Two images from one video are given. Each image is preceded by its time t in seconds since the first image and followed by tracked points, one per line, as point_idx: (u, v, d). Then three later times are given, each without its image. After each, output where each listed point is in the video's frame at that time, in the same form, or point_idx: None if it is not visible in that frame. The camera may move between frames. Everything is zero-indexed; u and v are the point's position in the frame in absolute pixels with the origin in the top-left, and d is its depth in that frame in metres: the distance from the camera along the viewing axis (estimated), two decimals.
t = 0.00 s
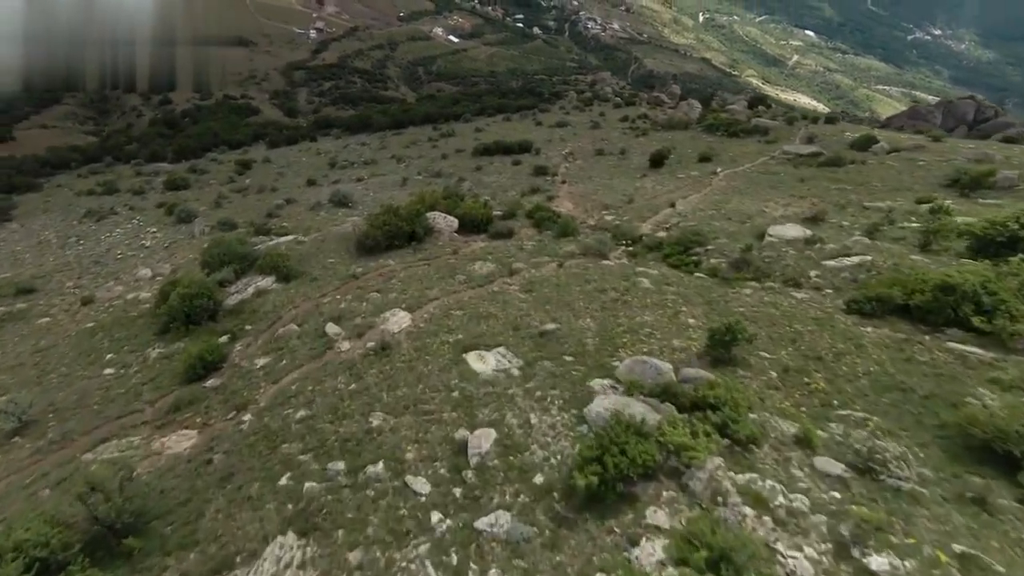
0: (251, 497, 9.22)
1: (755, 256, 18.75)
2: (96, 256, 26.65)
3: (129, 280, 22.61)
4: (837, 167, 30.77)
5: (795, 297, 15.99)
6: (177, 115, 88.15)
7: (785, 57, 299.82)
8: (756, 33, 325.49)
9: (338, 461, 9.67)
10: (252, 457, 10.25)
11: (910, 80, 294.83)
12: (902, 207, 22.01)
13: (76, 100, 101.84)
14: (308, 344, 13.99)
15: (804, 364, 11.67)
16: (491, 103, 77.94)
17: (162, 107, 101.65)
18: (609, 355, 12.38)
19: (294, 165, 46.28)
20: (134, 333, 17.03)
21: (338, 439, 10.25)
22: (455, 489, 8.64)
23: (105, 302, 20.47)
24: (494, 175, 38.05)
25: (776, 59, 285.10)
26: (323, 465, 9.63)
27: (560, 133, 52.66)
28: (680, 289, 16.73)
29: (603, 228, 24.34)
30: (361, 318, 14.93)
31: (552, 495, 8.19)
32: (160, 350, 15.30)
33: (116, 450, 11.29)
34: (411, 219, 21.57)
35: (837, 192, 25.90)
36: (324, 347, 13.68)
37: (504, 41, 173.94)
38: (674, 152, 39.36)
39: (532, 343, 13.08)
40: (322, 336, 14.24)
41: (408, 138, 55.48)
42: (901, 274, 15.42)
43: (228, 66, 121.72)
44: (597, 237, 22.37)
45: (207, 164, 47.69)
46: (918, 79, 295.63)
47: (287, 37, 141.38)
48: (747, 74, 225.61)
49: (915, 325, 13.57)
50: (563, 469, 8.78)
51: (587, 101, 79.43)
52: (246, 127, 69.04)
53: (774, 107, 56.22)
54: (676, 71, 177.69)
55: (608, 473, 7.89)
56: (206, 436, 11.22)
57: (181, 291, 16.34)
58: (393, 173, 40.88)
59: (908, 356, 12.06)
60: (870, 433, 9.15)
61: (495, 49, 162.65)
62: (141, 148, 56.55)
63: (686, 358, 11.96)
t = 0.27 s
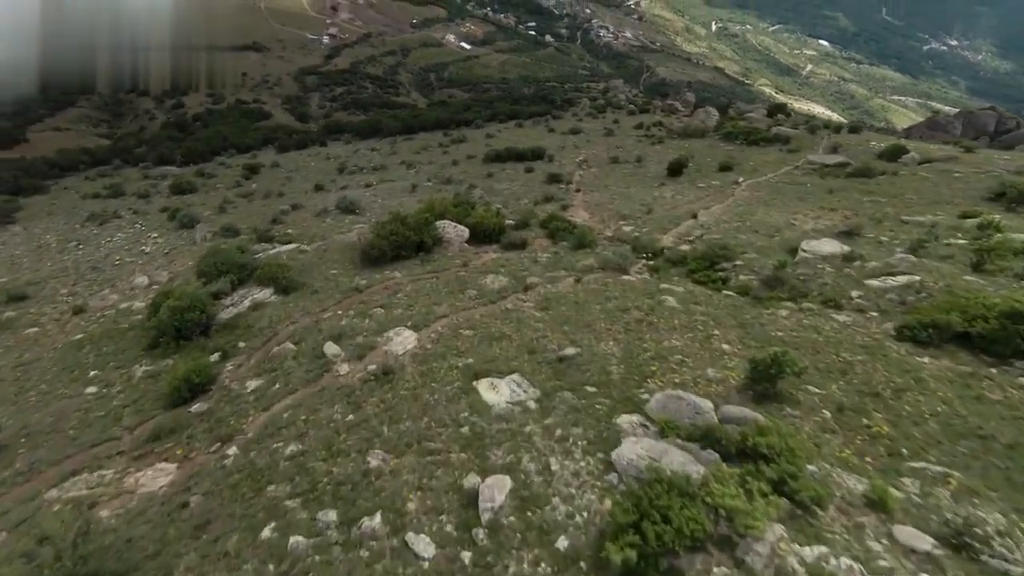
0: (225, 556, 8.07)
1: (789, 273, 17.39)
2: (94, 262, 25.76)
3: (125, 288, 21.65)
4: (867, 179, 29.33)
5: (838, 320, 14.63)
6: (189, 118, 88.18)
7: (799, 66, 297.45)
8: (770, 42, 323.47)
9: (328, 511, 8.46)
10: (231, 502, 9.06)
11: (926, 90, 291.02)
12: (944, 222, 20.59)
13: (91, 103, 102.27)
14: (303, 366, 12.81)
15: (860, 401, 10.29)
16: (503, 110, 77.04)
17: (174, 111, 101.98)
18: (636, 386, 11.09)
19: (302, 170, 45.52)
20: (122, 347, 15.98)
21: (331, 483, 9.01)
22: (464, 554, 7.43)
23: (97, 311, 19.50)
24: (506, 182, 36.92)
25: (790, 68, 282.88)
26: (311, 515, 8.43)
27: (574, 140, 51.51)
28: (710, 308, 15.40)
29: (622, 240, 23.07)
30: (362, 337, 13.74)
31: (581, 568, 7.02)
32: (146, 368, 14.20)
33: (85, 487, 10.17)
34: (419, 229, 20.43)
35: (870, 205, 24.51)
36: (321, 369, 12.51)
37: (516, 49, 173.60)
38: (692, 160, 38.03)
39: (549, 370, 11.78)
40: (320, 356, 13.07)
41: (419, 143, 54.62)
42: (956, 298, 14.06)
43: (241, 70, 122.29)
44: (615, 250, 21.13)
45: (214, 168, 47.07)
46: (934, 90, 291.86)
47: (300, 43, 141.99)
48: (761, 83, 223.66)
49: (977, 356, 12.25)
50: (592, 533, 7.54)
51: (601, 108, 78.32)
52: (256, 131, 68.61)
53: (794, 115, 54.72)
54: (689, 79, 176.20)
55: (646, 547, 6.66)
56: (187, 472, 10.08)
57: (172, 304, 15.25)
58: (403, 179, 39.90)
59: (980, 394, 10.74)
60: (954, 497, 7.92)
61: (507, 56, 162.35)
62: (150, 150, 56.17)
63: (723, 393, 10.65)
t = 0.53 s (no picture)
0: None
1: (828, 293, 15.99)
2: (91, 270, 24.85)
3: (118, 299, 20.67)
4: (900, 191, 27.84)
5: (889, 348, 13.24)
6: (201, 124, 88.25)
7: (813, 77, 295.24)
8: (783, 52, 321.74)
9: None
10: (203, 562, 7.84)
11: (943, 101, 287.38)
12: (993, 240, 19.18)
13: (105, 109, 102.97)
14: (295, 393, 11.57)
15: (934, 453, 8.90)
16: (515, 118, 76.20)
17: (187, 117, 102.34)
18: (669, 426, 9.74)
19: (311, 176, 44.75)
20: (107, 365, 14.88)
21: (318, 541, 7.76)
22: None
23: (86, 324, 18.50)
24: (518, 191, 35.77)
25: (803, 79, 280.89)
26: None
27: (587, 149, 50.38)
28: (744, 332, 14.03)
29: (642, 255, 21.78)
30: (363, 361, 12.52)
31: None
32: (128, 391, 13.06)
33: (41, 535, 8.99)
34: (428, 240, 19.26)
35: (907, 219, 23.08)
36: (316, 398, 11.26)
37: (528, 57, 173.50)
38: (711, 171, 36.70)
39: (570, 404, 10.47)
40: (315, 383, 11.85)
41: (430, 151, 53.77)
42: None
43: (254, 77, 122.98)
44: (636, 266, 19.85)
45: (222, 174, 46.45)
46: (951, 102, 288.23)
47: (313, 50, 142.73)
48: (774, 93, 221.89)
49: None
50: None
51: (614, 117, 77.22)
52: (267, 137, 68.23)
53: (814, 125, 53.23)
54: (702, 89, 174.84)
55: None
56: (157, 521, 8.85)
57: (159, 321, 14.13)
58: (413, 187, 38.92)
59: None
60: None
61: (519, 65, 162.20)
62: (159, 156, 55.78)
63: (771, 437, 9.28)
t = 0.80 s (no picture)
0: None
1: (867, 313, 14.78)
2: (87, 277, 24.06)
3: (112, 308, 19.82)
4: (931, 201, 26.56)
5: (940, 376, 12.03)
6: (210, 129, 88.25)
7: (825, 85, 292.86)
8: (793, 60, 319.90)
9: None
10: None
11: (957, 110, 283.97)
12: None
13: (117, 114, 103.50)
14: (286, 421, 10.50)
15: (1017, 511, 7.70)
16: (524, 124, 75.40)
17: (197, 121, 102.63)
18: (705, 469, 8.55)
19: (317, 182, 44.01)
20: (90, 382, 13.93)
21: None
22: None
23: (75, 336, 17.62)
24: (529, 199, 34.73)
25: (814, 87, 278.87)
26: None
27: (598, 156, 49.38)
28: (778, 355, 12.84)
29: (659, 266, 20.69)
30: (361, 384, 11.43)
31: None
32: (107, 414, 12.07)
33: None
34: (435, 250, 18.21)
35: (941, 232, 21.83)
36: (308, 427, 10.17)
37: (538, 65, 173.23)
38: (728, 178, 35.52)
39: (591, 440, 9.32)
40: (308, 409, 10.76)
41: (438, 157, 53.00)
42: None
43: (264, 83, 123.37)
44: (655, 279, 18.71)
45: (228, 179, 45.89)
46: (965, 111, 284.82)
47: (325, 56, 143.26)
48: (785, 101, 220.07)
49: None
50: None
51: (625, 124, 76.22)
52: (275, 143, 67.86)
53: (832, 132, 51.89)
54: (713, 96, 173.57)
55: None
56: (122, 573, 7.82)
57: (146, 336, 13.16)
58: (421, 193, 38.01)
59: None
60: None
61: (528, 72, 161.95)
62: (166, 160, 55.43)
63: (823, 486, 8.08)
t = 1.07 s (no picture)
0: None
1: (919, 336, 13.36)
2: (79, 285, 23.07)
3: (100, 319, 18.78)
4: (969, 212, 25.00)
5: (1013, 414, 10.61)
6: (219, 133, 88.06)
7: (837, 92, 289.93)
8: (806, 67, 317.28)
9: None
10: None
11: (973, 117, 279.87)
12: None
13: (128, 118, 103.74)
14: (269, 459, 9.27)
15: None
16: (535, 130, 74.33)
17: (207, 125, 102.66)
18: (759, 532, 7.20)
19: (323, 187, 43.09)
20: (64, 403, 12.78)
21: None
22: None
23: (57, 350, 16.54)
24: (540, 206, 33.48)
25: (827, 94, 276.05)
26: None
27: (611, 161, 48.13)
28: (825, 385, 11.43)
29: (682, 280, 19.33)
30: (356, 414, 10.17)
31: None
32: (76, 443, 10.92)
33: None
34: (442, 261, 16.95)
35: (986, 244, 20.33)
36: (293, 467, 8.93)
37: (548, 70, 172.55)
38: (749, 185, 34.09)
39: (620, 491, 7.99)
40: (295, 444, 9.51)
41: (447, 162, 51.98)
42: None
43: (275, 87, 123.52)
44: (679, 295, 17.37)
45: (233, 183, 45.11)
46: (981, 118, 280.74)
47: (335, 62, 143.41)
48: (797, 107, 217.73)
49: None
50: None
51: (637, 129, 74.90)
52: (283, 147, 67.25)
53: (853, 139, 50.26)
54: (725, 103, 171.92)
55: None
56: None
57: (121, 356, 11.98)
58: (429, 199, 36.91)
59: None
60: None
61: (538, 78, 161.26)
62: (172, 164, 54.86)
63: (903, 560, 6.74)
